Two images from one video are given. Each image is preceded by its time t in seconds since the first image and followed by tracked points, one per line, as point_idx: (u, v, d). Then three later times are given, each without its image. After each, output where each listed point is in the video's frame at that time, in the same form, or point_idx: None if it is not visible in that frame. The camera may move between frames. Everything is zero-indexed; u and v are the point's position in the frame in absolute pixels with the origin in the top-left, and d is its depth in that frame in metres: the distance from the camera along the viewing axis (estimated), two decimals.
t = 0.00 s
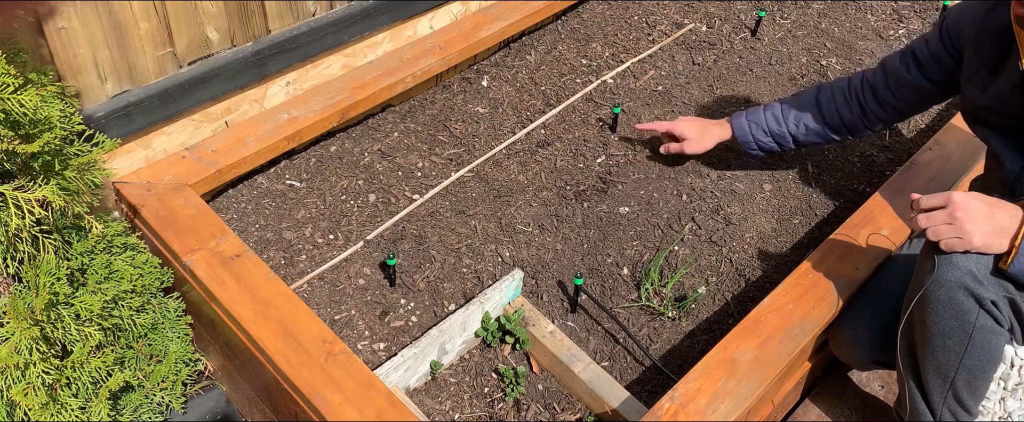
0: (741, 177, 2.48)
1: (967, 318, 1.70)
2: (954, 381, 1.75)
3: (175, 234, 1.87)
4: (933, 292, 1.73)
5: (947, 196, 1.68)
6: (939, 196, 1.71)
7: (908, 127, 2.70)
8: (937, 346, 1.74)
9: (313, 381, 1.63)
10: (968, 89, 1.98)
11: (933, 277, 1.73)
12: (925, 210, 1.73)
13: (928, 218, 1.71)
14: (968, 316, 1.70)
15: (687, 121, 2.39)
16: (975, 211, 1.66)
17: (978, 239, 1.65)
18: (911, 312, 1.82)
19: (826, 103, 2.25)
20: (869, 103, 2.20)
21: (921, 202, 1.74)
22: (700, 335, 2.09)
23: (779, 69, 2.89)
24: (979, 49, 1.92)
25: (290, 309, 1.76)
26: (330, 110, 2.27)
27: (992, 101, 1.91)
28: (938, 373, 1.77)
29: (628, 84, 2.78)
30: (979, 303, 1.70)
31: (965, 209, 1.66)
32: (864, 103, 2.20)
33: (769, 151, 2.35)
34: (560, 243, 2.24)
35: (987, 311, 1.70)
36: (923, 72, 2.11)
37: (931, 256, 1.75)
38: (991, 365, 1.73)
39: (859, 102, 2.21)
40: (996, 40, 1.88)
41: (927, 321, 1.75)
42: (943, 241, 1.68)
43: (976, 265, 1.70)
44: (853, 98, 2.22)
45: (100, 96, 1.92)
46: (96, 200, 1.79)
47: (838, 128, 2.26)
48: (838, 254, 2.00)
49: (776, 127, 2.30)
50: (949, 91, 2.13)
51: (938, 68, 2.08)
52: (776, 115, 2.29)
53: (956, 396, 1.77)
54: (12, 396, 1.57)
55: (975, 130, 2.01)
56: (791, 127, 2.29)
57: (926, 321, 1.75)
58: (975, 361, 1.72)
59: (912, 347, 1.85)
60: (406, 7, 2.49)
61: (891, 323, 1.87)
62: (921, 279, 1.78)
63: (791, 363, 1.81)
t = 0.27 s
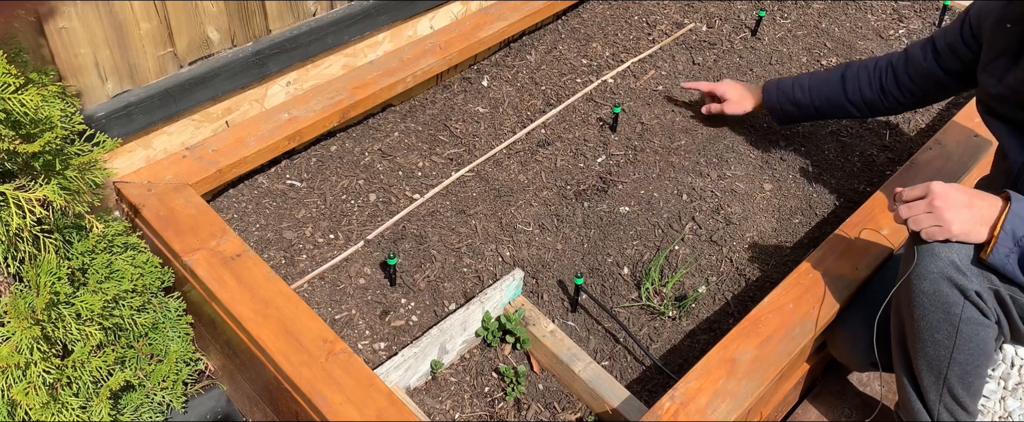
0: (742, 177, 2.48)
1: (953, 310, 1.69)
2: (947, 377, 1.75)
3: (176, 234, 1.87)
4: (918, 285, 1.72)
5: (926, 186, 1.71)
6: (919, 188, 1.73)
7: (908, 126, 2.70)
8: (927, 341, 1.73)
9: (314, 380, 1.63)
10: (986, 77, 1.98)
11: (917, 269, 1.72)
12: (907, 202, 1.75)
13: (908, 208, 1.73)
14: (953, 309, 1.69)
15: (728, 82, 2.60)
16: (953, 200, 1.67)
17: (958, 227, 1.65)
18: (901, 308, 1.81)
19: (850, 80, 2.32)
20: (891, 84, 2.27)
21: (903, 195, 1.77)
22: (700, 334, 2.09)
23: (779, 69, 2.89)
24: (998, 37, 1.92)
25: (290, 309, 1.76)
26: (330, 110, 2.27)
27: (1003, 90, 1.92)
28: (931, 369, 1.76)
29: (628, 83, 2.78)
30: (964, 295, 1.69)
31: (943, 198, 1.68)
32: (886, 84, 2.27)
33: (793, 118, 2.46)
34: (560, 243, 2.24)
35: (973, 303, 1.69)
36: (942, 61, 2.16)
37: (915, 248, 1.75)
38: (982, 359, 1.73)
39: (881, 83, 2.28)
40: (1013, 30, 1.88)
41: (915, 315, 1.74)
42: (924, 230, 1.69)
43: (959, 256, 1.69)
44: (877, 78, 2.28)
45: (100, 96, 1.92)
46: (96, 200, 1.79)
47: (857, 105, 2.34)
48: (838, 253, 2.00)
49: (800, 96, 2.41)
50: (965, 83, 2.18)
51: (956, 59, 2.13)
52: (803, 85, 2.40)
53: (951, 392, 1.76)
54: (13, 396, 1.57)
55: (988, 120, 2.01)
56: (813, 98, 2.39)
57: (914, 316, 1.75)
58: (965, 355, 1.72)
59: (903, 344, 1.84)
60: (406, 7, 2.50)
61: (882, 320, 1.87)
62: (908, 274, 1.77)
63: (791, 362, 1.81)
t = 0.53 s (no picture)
0: (742, 177, 2.48)
1: (954, 316, 1.69)
2: (947, 381, 1.75)
3: (177, 234, 1.88)
4: (919, 291, 1.72)
5: (927, 192, 1.71)
6: (919, 194, 1.74)
7: (908, 126, 2.70)
8: (927, 346, 1.73)
9: (314, 380, 1.63)
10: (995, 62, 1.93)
11: (918, 276, 1.72)
12: (906, 208, 1.75)
13: (908, 215, 1.73)
14: (954, 315, 1.69)
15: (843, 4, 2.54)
16: (953, 206, 1.68)
17: (959, 234, 1.66)
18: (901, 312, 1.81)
19: (895, 15, 2.29)
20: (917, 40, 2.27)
21: (902, 200, 1.77)
22: (701, 334, 2.10)
23: (779, 68, 2.89)
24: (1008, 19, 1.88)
25: (291, 309, 1.76)
26: (331, 110, 2.27)
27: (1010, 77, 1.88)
28: (932, 373, 1.76)
29: (628, 83, 2.78)
30: (965, 301, 1.69)
31: (943, 204, 1.68)
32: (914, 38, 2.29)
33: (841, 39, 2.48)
34: (560, 243, 2.24)
35: (974, 309, 1.69)
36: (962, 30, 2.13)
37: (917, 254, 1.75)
38: (982, 363, 1.73)
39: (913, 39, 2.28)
40: None
41: (915, 320, 1.74)
42: (924, 236, 1.70)
43: (959, 262, 1.69)
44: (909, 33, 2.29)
45: (101, 96, 1.92)
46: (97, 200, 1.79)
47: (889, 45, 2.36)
48: (838, 253, 2.00)
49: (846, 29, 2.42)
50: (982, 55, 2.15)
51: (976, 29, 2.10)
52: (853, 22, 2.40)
53: (952, 396, 1.76)
54: (14, 396, 1.57)
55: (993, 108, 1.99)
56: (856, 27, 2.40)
57: (915, 321, 1.75)
58: (965, 360, 1.72)
59: (903, 349, 1.84)
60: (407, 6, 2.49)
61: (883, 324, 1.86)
62: (909, 280, 1.77)
63: (791, 362, 1.81)
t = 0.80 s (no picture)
0: (742, 178, 2.48)
1: (941, 314, 1.68)
2: (938, 379, 1.75)
3: (177, 235, 1.88)
4: (906, 289, 1.71)
5: (910, 190, 1.70)
6: (903, 192, 1.73)
7: (908, 127, 2.70)
8: (916, 344, 1.73)
9: (313, 380, 1.63)
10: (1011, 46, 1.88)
11: (906, 275, 1.71)
12: (891, 207, 1.74)
13: (893, 214, 1.73)
14: (941, 314, 1.68)
15: None
16: (937, 202, 1.66)
17: (942, 230, 1.64)
18: (890, 311, 1.81)
19: None
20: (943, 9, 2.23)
21: (887, 200, 1.76)
22: (701, 335, 2.09)
23: (779, 69, 2.89)
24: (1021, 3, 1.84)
25: (291, 310, 1.76)
26: (330, 111, 2.27)
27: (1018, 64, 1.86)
28: (922, 371, 1.76)
29: (628, 84, 2.78)
30: (951, 300, 1.67)
31: (927, 200, 1.67)
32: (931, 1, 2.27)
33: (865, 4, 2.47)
34: (560, 244, 2.24)
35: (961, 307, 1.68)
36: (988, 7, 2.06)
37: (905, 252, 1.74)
38: (972, 362, 1.73)
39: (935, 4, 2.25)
40: None
41: (904, 318, 1.74)
42: (910, 234, 1.69)
43: (945, 259, 1.66)
44: None
45: (100, 98, 1.91)
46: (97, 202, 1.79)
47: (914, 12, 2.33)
48: (838, 254, 2.00)
49: None
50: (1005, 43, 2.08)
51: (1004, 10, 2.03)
52: None
53: (944, 394, 1.77)
54: (14, 397, 1.57)
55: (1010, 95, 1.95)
56: None
57: (904, 320, 1.74)
58: (955, 359, 1.71)
59: (895, 347, 1.84)
60: (408, 7, 2.48)
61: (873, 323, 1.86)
62: (897, 278, 1.76)
63: (791, 363, 1.81)
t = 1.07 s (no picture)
0: (742, 179, 2.48)
1: (935, 316, 1.69)
2: (933, 380, 1.75)
3: (177, 237, 1.88)
4: (900, 292, 1.72)
5: (898, 193, 1.71)
6: (892, 196, 1.74)
7: (907, 129, 2.70)
8: (911, 345, 1.74)
9: (312, 382, 1.63)
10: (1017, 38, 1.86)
11: (899, 277, 1.72)
12: (881, 211, 1.75)
13: (884, 217, 1.74)
14: (935, 315, 1.69)
15: None
16: (926, 203, 1.68)
17: (934, 230, 1.65)
18: (885, 313, 1.81)
19: None
20: None
21: (878, 205, 1.77)
22: (700, 337, 2.10)
23: (779, 71, 2.90)
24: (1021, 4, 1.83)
25: (291, 312, 1.76)
26: (331, 113, 2.28)
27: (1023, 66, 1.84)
28: (918, 373, 1.76)
29: (627, 86, 2.78)
30: (945, 301, 1.68)
31: (915, 202, 1.68)
32: None
33: None
34: (560, 246, 2.24)
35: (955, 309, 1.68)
36: None
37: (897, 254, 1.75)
38: (967, 362, 1.73)
39: None
40: None
41: (899, 320, 1.75)
42: (902, 236, 1.70)
43: (938, 261, 1.67)
44: None
45: (101, 100, 1.91)
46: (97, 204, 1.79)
47: None
48: (837, 256, 2.01)
49: None
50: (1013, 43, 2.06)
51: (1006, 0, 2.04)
52: None
53: (941, 395, 1.77)
54: (14, 399, 1.57)
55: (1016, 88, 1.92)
56: None
57: (899, 321, 1.75)
58: (949, 360, 1.72)
59: (891, 349, 1.84)
60: (408, 9, 2.48)
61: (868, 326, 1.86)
62: (891, 280, 1.77)
63: (790, 365, 1.81)
